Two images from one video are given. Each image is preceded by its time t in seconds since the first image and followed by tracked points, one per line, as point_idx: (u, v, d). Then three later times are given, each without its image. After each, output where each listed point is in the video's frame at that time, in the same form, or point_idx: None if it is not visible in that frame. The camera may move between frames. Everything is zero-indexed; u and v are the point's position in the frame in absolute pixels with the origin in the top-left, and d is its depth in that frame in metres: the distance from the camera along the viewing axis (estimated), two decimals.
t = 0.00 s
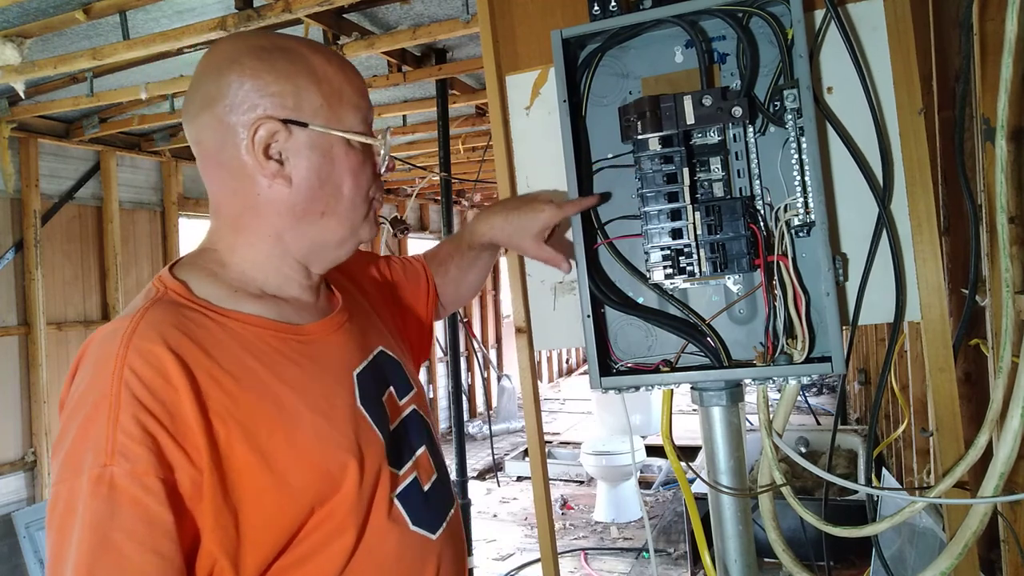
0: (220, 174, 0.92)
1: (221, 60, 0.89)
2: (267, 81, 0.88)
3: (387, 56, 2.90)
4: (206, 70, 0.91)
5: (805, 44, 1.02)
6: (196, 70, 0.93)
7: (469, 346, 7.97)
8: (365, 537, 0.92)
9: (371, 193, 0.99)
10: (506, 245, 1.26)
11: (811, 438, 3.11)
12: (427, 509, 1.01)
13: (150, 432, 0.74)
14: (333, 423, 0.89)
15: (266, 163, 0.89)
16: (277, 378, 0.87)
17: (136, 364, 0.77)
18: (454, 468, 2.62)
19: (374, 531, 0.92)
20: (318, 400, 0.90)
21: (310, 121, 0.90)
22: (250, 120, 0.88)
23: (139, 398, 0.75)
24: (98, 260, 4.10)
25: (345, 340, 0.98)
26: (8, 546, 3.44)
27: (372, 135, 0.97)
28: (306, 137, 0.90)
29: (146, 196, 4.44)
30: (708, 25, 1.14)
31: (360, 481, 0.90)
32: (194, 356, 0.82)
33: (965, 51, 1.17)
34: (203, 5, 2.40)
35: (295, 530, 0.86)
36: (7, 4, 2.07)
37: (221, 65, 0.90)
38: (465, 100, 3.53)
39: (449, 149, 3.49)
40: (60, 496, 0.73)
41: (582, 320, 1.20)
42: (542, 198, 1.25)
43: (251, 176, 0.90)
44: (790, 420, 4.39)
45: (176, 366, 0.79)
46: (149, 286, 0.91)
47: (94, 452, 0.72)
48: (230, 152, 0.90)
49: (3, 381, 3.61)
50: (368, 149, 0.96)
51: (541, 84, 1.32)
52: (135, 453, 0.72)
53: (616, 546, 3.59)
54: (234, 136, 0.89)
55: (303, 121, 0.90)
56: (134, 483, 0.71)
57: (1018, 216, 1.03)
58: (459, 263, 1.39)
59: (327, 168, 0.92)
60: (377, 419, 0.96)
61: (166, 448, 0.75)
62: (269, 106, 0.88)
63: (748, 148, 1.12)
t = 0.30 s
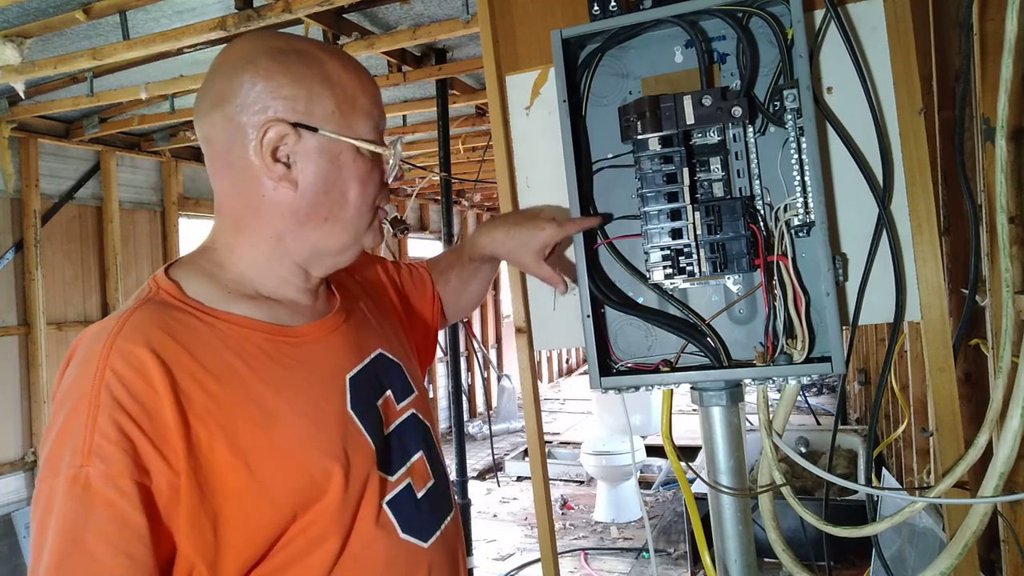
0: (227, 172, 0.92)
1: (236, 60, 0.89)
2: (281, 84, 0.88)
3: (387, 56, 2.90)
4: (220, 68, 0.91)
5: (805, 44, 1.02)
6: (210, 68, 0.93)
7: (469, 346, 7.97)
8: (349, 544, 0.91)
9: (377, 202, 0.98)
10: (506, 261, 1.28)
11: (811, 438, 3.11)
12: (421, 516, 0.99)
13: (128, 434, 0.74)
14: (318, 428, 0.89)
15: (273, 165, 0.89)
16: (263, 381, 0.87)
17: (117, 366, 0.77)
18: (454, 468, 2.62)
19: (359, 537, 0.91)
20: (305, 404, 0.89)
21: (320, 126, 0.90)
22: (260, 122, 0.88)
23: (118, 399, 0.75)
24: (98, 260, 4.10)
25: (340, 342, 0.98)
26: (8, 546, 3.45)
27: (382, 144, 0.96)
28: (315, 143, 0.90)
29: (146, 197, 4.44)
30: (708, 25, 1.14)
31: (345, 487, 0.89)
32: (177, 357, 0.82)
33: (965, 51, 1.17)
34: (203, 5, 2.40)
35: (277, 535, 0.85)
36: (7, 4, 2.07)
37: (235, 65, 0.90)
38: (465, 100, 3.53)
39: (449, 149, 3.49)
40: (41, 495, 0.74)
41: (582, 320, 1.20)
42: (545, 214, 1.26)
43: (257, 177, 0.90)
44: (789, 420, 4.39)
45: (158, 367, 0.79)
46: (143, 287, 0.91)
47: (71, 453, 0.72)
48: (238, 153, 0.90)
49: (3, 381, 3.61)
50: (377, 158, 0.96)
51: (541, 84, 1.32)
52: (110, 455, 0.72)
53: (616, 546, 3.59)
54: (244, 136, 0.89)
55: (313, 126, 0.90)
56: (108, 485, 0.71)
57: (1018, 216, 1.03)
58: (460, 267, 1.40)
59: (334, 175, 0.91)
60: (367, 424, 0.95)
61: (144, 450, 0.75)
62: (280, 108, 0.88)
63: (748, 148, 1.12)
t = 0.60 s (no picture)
0: (233, 172, 0.92)
1: (253, 62, 0.89)
2: (296, 90, 0.88)
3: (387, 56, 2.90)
4: (236, 67, 0.91)
5: (804, 44, 1.02)
6: (227, 66, 0.93)
7: (469, 346, 7.98)
8: (344, 548, 0.91)
9: (381, 213, 0.98)
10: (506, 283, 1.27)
11: (811, 438, 3.11)
12: (417, 522, 0.98)
13: (122, 436, 0.74)
14: (313, 432, 0.89)
15: (280, 169, 0.89)
16: (258, 384, 0.87)
17: (112, 368, 0.77)
18: (454, 468, 2.62)
19: (354, 542, 0.91)
20: (300, 408, 0.89)
21: (331, 134, 0.90)
22: (271, 125, 0.88)
23: (112, 402, 0.75)
24: (98, 260, 4.10)
25: (339, 345, 0.98)
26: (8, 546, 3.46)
27: (392, 157, 0.95)
28: (324, 151, 0.89)
29: (146, 197, 4.44)
30: (707, 25, 1.14)
31: (340, 491, 0.89)
32: (173, 360, 0.82)
33: (965, 51, 1.17)
34: (203, 5, 2.40)
35: (271, 539, 0.85)
36: (7, 4, 2.07)
37: (252, 65, 0.89)
38: (465, 100, 3.53)
39: (449, 149, 3.49)
40: (37, 496, 0.74)
41: (583, 320, 1.20)
42: (546, 238, 1.25)
43: (263, 179, 0.90)
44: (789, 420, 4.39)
45: (153, 370, 0.79)
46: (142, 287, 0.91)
47: (66, 455, 0.72)
48: (246, 154, 0.90)
49: (3, 381, 3.61)
50: (385, 171, 0.95)
51: (541, 84, 1.32)
52: (104, 457, 0.72)
53: (616, 546, 3.59)
54: (253, 138, 0.89)
55: (324, 133, 0.89)
56: (102, 488, 0.71)
57: (1018, 216, 1.03)
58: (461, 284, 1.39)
59: (340, 184, 0.91)
60: (363, 428, 0.95)
61: (138, 453, 0.75)
62: (293, 112, 0.88)
63: (747, 148, 1.12)
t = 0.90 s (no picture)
0: (239, 171, 0.92)
1: (262, 63, 0.89)
2: (304, 92, 0.88)
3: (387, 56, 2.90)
4: (245, 68, 0.91)
5: (804, 44, 1.02)
6: (235, 66, 0.93)
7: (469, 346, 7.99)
8: (346, 549, 0.91)
9: (384, 218, 0.98)
10: (504, 308, 1.27)
11: (811, 438, 3.11)
12: (418, 523, 0.98)
13: (127, 432, 0.74)
14: (315, 431, 0.89)
15: (285, 171, 0.88)
16: (261, 383, 0.87)
17: (117, 364, 0.77)
18: (454, 468, 2.63)
19: (355, 542, 0.91)
20: (303, 407, 0.89)
21: (337, 138, 0.90)
22: (279, 127, 0.88)
23: (117, 398, 0.75)
24: (98, 260, 4.10)
25: (340, 346, 0.98)
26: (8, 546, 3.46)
27: (396, 163, 0.96)
28: (330, 154, 0.89)
29: (146, 197, 4.44)
30: (708, 25, 1.14)
31: (341, 491, 0.89)
32: (178, 357, 0.82)
33: (965, 51, 1.17)
34: (203, 5, 2.40)
35: (272, 538, 0.85)
36: (7, 4, 2.07)
37: (261, 66, 0.89)
38: (465, 100, 3.53)
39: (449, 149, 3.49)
40: (40, 491, 0.74)
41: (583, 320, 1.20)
42: (545, 268, 1.26)
43: (268, 181, 0.89)
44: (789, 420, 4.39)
45: (158, 366, 0.79)
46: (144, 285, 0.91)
47: (70, 450, 0.72)
48: (253, 154, 0.90)
49: (3, 381, 3.61)
50: (389, 176, 0.95)
51: (541, 84, 1.32)
52: (109, 453, 0.72)
53: (616, 546, 3.59)
54: (260, 139, 0.89)
55: (330, 137, 0.89)
56: (106, 483, 0.71)
57: (1018, 216, 1.03)
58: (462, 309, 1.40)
59: (345, 188, 0.91)
60: (363, 429, 0.95)
61: (142, 449, 0.75)
62: (301, 115, 0.88)
63: (748, 148, 1.12)
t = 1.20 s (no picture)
0: (242, 172, 0.92)
1: (265, 64, 0.89)
2: (307, 93, 0.88)
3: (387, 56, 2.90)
4: (248, 69, 0.91)
5: (805, 44, 1.02)
6: (238, 67, 0.93)
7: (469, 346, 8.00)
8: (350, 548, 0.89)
9: (386, 219, 0.98)
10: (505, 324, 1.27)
11: (811, 438, 3.11)
12: (423, 523, 0.98)
13: (129, 424, 0.74)
14: (316, 428, 0.88)
15: (288, 172, 0.88)
16: (263, 379, 0.87)
17: (120, 357, 0.77)
18: (454, 468, 2.63)
19: (360, 541, 0.90)
20: (305, 405, 0.89)
21: (340, 139, 0.90)
22: (282, 127, 0.88)
23: (120, 390, 0.75)
24: (98, 260, 4.10)
25: (341, 346, 0.98)
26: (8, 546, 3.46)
27: (398, 164, 0.96)
28: (333, 155, 0.89)
29: (146, 197, 4.44)
30: (708, 25, 1.14)
31: (343, 488, 0.88)
32: (180, 351, 0.82)
33: (965, 51, 1.17)
34: (203, 5, 2.40)
35: (272, 535, 0.84)
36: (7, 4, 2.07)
37: (264, 67, 0.89)
38: (465, 100, 3.53)
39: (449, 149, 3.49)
40: (42, 483, 0.74)
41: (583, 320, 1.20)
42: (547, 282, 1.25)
43: (271, 181, 0.89)
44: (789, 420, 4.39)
45: (161, 359, 0.79)
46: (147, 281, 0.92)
47: (73, 442, 0.72)
48: (256, 155, 0.90)
49: (3, 381, 3.61)
50: (391, 177, 0.96)
51: (542, 84, 1.32)
52: (112, 445, 0.72)
53: (616, 546, 3.59)
54: (263, 139, 0.89)
55: (333, 138, 0.89)
56: (108, 475, 0.71)
57: (1018, 216, 1.02)
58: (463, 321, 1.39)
59: (348, 188, 0.91)
60: (364, 429, 0.95)
61: (144, 441, 0.75)
62: (304, 116, 0.88)
63: (748, 148, 1.12)
